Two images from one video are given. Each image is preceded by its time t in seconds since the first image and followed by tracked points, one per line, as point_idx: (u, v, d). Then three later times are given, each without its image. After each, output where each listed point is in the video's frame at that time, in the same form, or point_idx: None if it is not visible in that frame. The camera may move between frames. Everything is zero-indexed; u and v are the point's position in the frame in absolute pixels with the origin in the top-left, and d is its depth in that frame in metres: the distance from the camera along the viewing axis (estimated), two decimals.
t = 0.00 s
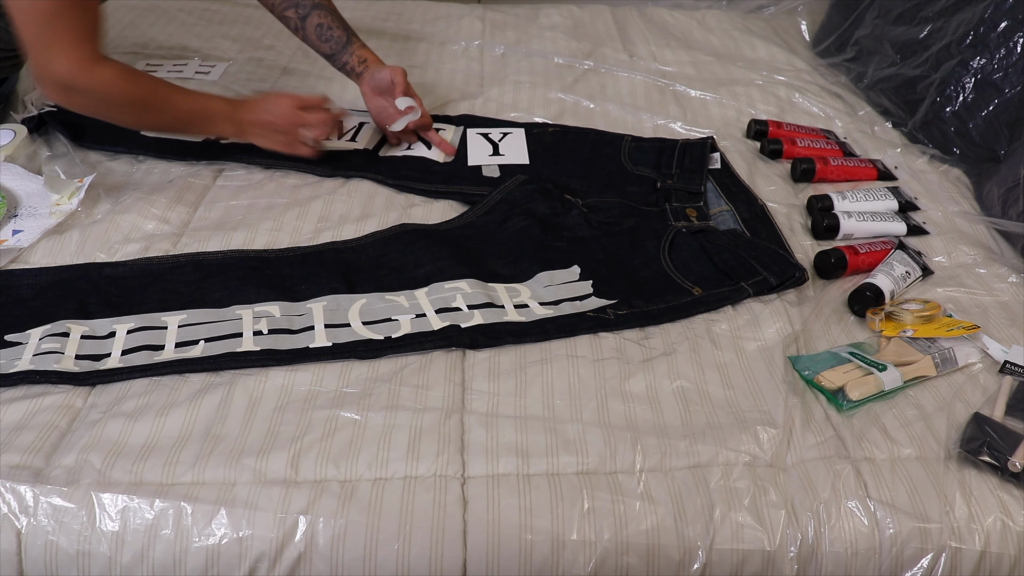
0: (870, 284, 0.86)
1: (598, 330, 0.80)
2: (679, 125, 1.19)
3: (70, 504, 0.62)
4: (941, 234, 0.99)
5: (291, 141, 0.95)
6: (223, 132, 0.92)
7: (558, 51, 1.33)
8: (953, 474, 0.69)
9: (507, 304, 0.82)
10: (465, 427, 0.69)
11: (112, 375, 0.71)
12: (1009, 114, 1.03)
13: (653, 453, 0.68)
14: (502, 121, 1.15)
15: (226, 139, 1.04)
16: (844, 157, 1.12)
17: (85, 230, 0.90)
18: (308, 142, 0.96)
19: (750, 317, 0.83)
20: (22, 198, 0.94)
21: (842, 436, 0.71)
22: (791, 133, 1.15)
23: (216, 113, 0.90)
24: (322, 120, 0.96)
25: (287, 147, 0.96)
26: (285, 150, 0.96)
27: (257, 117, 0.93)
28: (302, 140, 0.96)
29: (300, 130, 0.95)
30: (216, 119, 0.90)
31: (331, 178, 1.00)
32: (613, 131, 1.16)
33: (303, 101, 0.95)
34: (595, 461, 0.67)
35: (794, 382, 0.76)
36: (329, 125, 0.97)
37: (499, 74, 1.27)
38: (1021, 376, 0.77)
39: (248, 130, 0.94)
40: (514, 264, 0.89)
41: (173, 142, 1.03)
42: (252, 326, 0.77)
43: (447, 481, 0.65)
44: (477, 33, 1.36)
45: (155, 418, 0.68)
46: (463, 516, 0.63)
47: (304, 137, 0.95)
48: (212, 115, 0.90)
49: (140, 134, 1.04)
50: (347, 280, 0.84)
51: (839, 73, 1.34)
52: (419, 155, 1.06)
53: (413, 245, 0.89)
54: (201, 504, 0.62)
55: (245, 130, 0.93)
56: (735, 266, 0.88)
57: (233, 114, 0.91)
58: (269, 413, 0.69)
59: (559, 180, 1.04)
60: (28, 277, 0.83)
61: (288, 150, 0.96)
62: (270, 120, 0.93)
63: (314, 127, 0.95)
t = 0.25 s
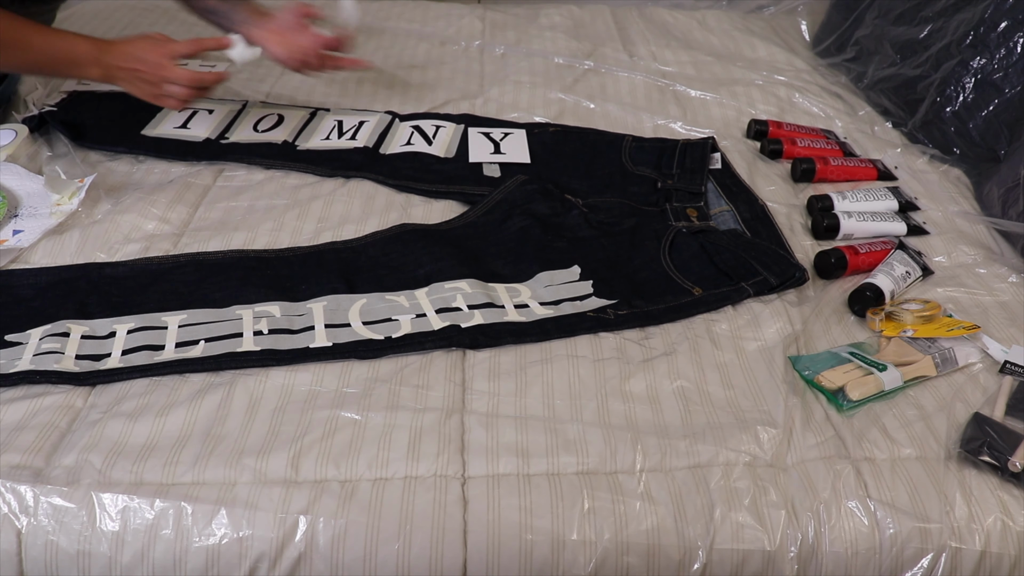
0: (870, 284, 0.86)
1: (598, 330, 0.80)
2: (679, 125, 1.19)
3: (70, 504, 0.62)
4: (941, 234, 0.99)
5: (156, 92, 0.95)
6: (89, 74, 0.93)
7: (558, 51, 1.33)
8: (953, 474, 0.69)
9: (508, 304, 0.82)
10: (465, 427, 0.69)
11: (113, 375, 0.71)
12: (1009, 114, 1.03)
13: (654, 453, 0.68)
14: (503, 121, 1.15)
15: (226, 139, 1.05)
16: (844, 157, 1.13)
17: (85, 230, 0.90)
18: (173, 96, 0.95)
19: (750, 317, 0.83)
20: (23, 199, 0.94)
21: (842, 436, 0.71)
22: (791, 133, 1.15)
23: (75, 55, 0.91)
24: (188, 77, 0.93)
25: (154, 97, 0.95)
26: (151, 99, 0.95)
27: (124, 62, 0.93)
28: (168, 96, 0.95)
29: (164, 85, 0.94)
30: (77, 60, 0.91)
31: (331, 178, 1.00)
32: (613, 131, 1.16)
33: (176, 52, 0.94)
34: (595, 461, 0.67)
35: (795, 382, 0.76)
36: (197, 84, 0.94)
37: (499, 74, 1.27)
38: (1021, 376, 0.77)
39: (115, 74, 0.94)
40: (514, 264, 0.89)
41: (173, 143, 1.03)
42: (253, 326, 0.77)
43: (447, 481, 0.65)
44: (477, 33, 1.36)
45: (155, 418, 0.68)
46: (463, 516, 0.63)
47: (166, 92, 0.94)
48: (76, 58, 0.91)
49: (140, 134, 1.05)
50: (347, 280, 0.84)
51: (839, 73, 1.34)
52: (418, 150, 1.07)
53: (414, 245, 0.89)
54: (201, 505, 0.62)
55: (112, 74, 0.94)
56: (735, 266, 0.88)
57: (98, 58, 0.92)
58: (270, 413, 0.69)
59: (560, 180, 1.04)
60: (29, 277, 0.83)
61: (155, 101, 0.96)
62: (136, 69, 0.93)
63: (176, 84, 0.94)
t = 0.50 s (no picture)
0: (870, 284, 0.86)
1: (598, 330, 0.80)
2: (679, 125, 1.19)
3: (70, 505, 0.62)
4: (941, 234, 0.99)
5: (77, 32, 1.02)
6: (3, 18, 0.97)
7: (558, 51, 1.33)
8: (953, 474, 0.69)
9: (508, 305, 0.82)
10: (465, 427, 0.69)
11: (112, 375, 0.71)
12: (1009, 114, 1.03)
13: (654, 453, 0.68)
14: (503, 121, 1.15)
15: (226, 139, 1.05)
16: (844, 157, 1.13)
17: (85, 230, 0.90)
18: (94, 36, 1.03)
19: (750, 317, 0.83)
20: (23, 198, 0.94)
21: (842, 436, 0.71)
22: (791, 133, 1.15)
23: None
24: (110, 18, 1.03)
25: (74, 37, 1.02)
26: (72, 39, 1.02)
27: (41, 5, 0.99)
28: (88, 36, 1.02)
29: (87, 24, 1.02)
30: None
31: (331, 178, 1.00)
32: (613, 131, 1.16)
33: None
34: (595, 461, 0.67)
35: (795, 382, 0.76)
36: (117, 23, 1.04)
37: (499, 74, 1.27)
38: (1021, 376, 0.77)
39: (30, 17, 0.98)
40: (514, 264, 0.89)
41: (173, 143, 1.04)
42: (253, 326, 0.77)
43: (447, 481, 0.65)
44: (477, 33, 1.36)
45: (155, 418, 0.68)
46: (463, 516, 0.63)
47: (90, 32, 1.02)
48: None
49: (140, 134, 1.05)
50: (347, 280, 0.84)
51: (839, 73, 1.34)
52: (418, 151, 1.06)
53: (413, 245, 0.89)
54: (201, 505, 0.62)
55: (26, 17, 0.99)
56: (735, 266, 0.88)
57: None
58: (270, 413, 0.69)
59: (560, 180, 1.04)
60: (29, 277, 0.83)
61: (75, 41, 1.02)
62: (53, 10, 0.99)
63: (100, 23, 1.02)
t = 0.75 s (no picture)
0: (870, 284, 0.86)
1: (597, 330, 0.80)
2: (679, 125, 1.19)
3: (69, 507, 0.62)
4: (941, 234, 0.99)
5: None
6: None
7: (558, 51, 1.33)
8: (953, 474, 0.68)
9: (507, 304, 0.82)
10: (464, 427, 0.69)
11: (111, 376, 0.71)
12: (1008, 114, 1.03)
13: (653, 453, 0.68)
14: (502, 121, 1.15)
15: (225, 140, 1.05)
16: (844, 157, 1.12)
17: (84, 230, 0.90)
18: None
19: (749, 317, 0.83)
20: (20, 198, 0.94)
21: (842, 436, 0.71)
22: (791, 133, 1.15)
23: None
24: None
25: None
26: None
27: None
28: None
29: None
30: None
31: (330, 178, 1.00)
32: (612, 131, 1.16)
33: None
34: (595, 461, 0.67)
35: (794, 382, 0.76)
36: None
37: (498, 75, 1.27)
38: (1021, 376, 0.77)
39: None
40: (513, 264, 0.89)
41: (172, 143, 1.04)
42: (252, 326, 0.77)
43: (446, 481, 0.65)
44: (477, 33, 1.36)
45: (154, 419, 0.68)
46: (462, 516, 0.63)
47: None
48: None
49: (139, 134, 1.05)
50: (347, 280, 0.84)
51: (839, 73, 1.34)
52: (418, 151, 1.06)
53: (413, 245, 0.89)
54: (200, 506, 0.62)
55: None
56: (735, 265, 0.88)
57: None
58: (269, 413, 0.69)
59: (559, 180, 1.04)
60: (28, 277, 0.83)
61: None
62: None
63: None
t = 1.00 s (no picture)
0: (870, 284, 0.86)
1: (597, 330, 0.80)
2: (678, 125, 1.19)
3: (69, 508, 0.62)
4: (941, 234, 0.99)
5: None
6: None
7: (558, 51, 1.33)
8: (953, 474, 0.68)
9: (507, 304, 0.82)
10: (464, 427, 0.69)
11: (111, 376, 0.71)
12: (1008, 114, 1.02)
13: (653, 453, 0.68)
14: (502, 121, 1.15)
15: (224, 140, 1.05)
16: (844, 156, 1.12)
17: (83, 231, 0.90)
18: None
19: (749, 317, 0.83)
20: (17, 198, 0.95)
21: (842, 436, 0.71)
22: (791, 133, 1.15)
23: None
24: None
25: None
26: None
27: None
28: None
29: None
30: None
31: (330, 178, 1.00)
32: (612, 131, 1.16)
33: None
34: (594, 461, 0.67)
35: (794, 382, 0.76)
36: None
37: (498, 74, 1.27)
38: (1021, 376, 0.77)
39: None
40: (513, 264, 0.89)
41: (172, 143, 1.04)
42: (252, 326, 0.77)
43: (446, 481, 0.65)
44: (477, 33, 1.36)
45: (154, 419, 0.68)
46: (462, 516, 0.63)
47: None
48: None
49: (138, 134, 1.05)
50: (346, 280, 0.84)
51: (839, 73, 1.34)
52: (418, 151, 1.06)
53: (413, 245, 0.89)
54: (200, 507, 0.62)
55: None
56: (734, 265, 0.88)
57: None
58: (269, 414, 0.69)
59: (559, 180, 1.04)
60: (27, 277, 0.83)
61: None
62: None
63: None
